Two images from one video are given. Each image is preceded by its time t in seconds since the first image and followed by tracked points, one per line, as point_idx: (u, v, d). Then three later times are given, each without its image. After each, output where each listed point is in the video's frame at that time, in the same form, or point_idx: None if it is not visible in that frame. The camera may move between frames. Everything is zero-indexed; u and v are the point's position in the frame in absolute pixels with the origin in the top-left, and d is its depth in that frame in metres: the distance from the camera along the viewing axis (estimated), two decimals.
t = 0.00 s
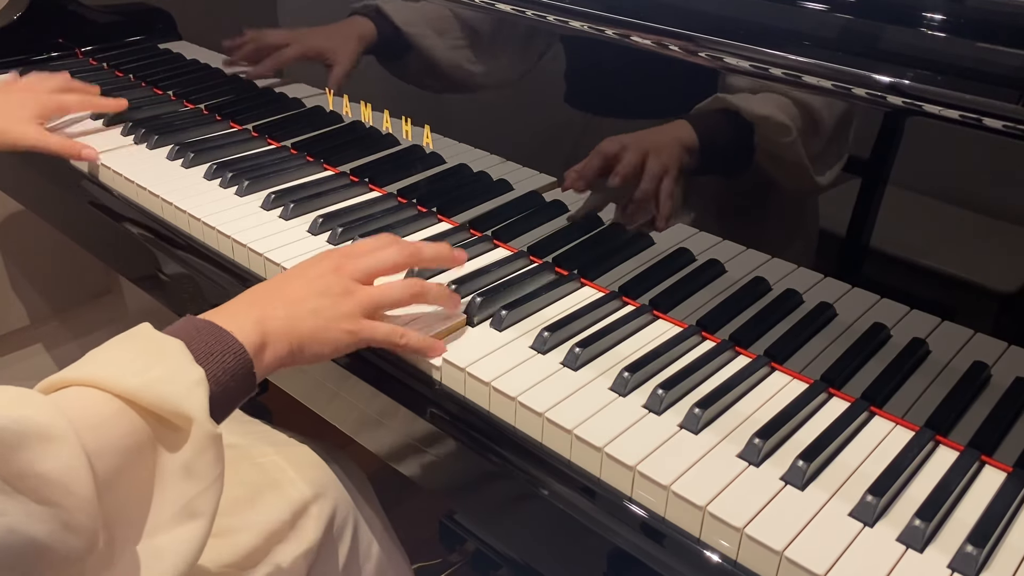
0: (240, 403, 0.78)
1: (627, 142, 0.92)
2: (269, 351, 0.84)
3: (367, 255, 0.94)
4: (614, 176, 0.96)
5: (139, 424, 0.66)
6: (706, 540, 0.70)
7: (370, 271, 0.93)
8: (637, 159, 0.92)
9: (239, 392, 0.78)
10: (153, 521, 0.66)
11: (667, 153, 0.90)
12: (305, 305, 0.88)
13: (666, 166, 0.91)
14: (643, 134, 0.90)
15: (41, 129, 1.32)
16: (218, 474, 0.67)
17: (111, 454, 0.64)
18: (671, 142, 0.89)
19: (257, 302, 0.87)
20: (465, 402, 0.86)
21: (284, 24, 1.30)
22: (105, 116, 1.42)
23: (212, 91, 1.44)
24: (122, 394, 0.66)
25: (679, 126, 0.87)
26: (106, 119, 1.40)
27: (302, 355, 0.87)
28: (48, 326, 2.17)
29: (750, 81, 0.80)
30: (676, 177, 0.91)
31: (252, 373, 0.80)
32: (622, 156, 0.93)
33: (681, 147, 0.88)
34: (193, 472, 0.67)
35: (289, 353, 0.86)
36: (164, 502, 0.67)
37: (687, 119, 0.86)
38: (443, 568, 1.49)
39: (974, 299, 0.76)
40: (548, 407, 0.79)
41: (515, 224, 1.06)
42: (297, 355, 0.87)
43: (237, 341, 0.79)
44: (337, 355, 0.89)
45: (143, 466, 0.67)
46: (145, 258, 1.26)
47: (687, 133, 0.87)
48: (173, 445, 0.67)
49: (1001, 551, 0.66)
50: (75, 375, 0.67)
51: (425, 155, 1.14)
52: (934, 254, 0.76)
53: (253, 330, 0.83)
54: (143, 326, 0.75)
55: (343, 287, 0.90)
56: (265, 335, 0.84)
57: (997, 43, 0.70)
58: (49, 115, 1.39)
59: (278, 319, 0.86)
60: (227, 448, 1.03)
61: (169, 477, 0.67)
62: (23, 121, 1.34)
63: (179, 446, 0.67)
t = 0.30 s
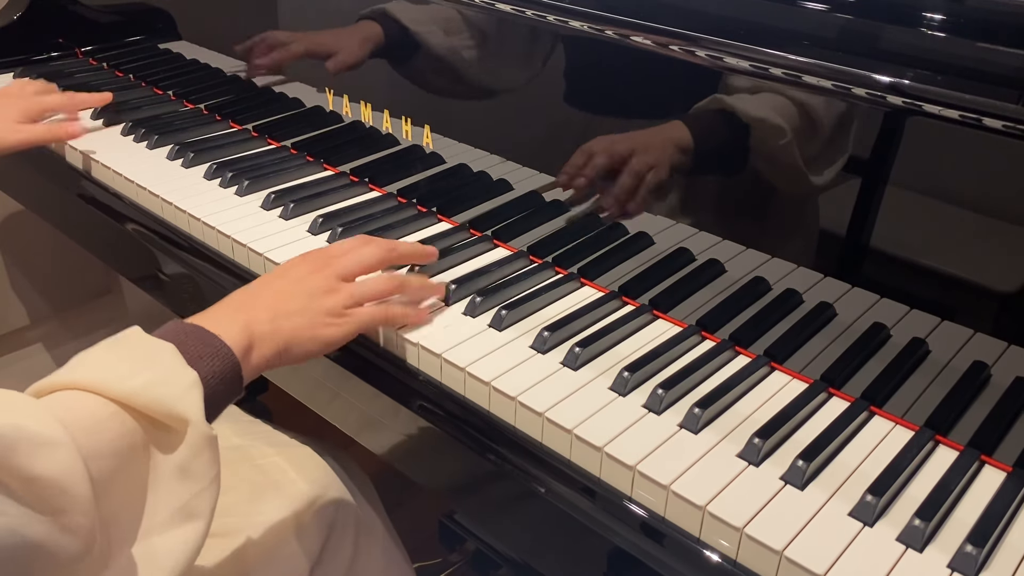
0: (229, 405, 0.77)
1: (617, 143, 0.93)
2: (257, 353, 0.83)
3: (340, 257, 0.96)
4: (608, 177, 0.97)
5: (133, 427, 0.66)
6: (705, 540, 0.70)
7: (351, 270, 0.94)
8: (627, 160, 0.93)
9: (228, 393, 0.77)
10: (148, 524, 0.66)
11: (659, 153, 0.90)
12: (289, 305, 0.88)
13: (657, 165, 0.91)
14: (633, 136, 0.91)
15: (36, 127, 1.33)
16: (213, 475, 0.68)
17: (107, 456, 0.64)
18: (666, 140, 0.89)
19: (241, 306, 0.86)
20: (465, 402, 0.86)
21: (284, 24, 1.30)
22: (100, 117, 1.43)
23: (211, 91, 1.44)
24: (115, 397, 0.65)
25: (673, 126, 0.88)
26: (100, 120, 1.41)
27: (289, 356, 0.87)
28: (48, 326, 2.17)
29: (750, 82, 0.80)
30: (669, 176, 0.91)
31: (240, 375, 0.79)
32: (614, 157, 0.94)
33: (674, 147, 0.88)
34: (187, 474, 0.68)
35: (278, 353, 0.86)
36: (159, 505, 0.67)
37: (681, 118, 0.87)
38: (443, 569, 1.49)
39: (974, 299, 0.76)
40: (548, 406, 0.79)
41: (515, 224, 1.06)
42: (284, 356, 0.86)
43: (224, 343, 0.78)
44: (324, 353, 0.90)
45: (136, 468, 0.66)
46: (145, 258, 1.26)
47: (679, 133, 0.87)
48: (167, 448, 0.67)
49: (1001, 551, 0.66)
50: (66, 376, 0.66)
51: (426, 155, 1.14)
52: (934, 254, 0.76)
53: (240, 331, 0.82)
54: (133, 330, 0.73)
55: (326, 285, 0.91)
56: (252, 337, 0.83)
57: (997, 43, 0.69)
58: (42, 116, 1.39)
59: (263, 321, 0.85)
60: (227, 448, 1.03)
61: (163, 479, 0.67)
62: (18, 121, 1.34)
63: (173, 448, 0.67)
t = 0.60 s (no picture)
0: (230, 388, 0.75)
1: (611, 133, 0.93)
2: (259, 332, 0.81)
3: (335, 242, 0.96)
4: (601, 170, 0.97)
5: (136, 412, 0.65)
6: (705, 540, 0.70)
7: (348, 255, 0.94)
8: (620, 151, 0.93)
9: (233, 373, 0.75)
10: (153, 506, 0.67)
11: (654, 143, 0.90)
12: (287, 287, 0.87)
13: (652, 156, 0.92)
14: (627, 125, 0.91)
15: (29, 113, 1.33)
16: (217, 456, 0.67)
17: (108, 443, 0.63)
18: (663, 132, 0.89)
19: (237, 289, 0.84)
20: (465, 402, 0.86)
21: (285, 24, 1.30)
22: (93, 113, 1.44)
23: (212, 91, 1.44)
24: (118, 383, 0.64)
25: (671, 118, 0.87)
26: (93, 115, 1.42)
27: (290, 338, 0.85)
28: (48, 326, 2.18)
29: (750, 82, 0.80)
30: (661, 167, 0.92)
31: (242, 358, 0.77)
32: (606, 147, 0.94)
33: (670, 138, 0.89)
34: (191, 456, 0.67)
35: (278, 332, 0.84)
36: (163, 487, 0.67)
37: (681, 111, 0.86)
38: (443, 569, 1.49)
39: (974, 299, 0.76)
40: (548, 406, 0.79)
41: (515, 223, 1.06)
42: (284, 338, 0.84)
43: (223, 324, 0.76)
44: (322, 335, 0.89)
45: (140, 455, 0.66)
46: (145, 258, 1.27)
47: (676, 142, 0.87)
48: (170, 434, 0.67)
49: (1001, 551, 0.66)
50: (64, 362, 0.65)
51: (425, 155, 1.14)
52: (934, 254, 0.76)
53: (242, 312, 0.81)
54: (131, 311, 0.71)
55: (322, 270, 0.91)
56: (254, 316, 0.81)
57: (997, 43, 0.69)
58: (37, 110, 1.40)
59: (263, 302, 0.84)
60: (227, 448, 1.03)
61: (166, 463, 0.67)
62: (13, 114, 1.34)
63: (176, 433, 0.67)
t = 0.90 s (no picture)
0: (212, 364, 0.78)
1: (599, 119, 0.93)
2: (234, 308, 0.85)
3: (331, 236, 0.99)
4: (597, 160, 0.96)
5: (119, 390, 0.67)
6: (706, 540, 0.70)
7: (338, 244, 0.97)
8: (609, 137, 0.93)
9: (215, 345, 0.78)
10: (144, 482, 0.67)
11: (641, 124, 0.89)
12: (270, 267, 0.91)
13: (642, 139, 0.90)
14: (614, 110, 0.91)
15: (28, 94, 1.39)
16: (203, 425, 0.68)
17: (96, 421, 0.65)
18: (649, 114, 0.88)
19: (222, 262, 0.89)
20: (465, 403, 0.86)
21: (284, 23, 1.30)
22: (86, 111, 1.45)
23: (212, 91, 1.44)
24: (98, 360, 0.67)
25: (659, 99, 0.87)
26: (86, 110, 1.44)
27: (267, 314, 0.89)
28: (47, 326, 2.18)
29: (750, 83, 0.80)
30: (650, 149, 0.90)
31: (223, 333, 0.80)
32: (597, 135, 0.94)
33: (658, 119, 0.88)
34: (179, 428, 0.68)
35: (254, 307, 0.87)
36: (152, 461, 0.67)
37: (671, 92, 0.86)
38: (443, 569, 1.48)
39: (974, 299, 0.76)
40: (548, 406, 0.79)
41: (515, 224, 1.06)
42: (260, 313, 0.88)
43: (201, 298, 0.80)
44: (300, 316, 0.91)
45: (129, 432, 0.68)
46: (145, 258, 1.27)
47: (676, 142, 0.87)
48: (155, 409, 0.69)
49: (1002, 551, 0.66)
50: (48, 345, 0.68)
51: (425, 155, 1.14)
52: (934, 254, 0.76)
53: (219, 286, 0.84)
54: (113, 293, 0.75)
55: (309, 255, 0.95)
56: (231, 291, 0.85)
57: (997, 43, 0.69)
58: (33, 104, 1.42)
59: (244, 277, 0.88)
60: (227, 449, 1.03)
61: (155, 439, 0.68)
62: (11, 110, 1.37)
63: (161, 408, 0.68)
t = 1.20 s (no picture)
0: (228, 362, 0.78)
1: (588, 128, 0.95)
2: (249, 312, 0.84)
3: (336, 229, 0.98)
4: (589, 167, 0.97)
5: (140, 381, 0.68)
6: (706, 540, 0.70)
7: (342, 243, 0.97)
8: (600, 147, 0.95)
9: (229, 350, 0.79)
10: (161, 472, 0.67)
11: (634, 135, 0.91)
12: (281, 269, 0.90)
13: (634, 149, 0.92)
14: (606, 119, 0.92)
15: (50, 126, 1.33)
16: (222, 416, 0.69)
17: (118, 412, 0.65)
18: (642, 125, 0.90)
19: (235, 266, 0.88)
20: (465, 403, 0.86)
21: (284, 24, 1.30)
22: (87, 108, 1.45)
23: (211, 91, 1.44)
24: (119, 353, 0.67)
25: (652, 109, 0.88)
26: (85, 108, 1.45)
27: (282, 317, 0.88)
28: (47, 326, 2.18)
29: (751, 84, 0.80)
30: (643, 158, 0.92)
31: (238, 334, 0.80)
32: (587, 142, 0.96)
33: (650, 128, 0.89)
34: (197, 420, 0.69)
35: (269, 312, 0.87)
36: (170, 453, 0.68)
37: (664, 102, 0.87)
38: (443, 568, 1.48)
39: (974, 299, 0.76)
40: (548, 407, 0.79)
41: (515, 224, 1.06)
42: (274, 317, 0.88)
43: (217, 300, 0.80)
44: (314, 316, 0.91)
45: (147, 424, 0.68)
46: (145, 258, 1.27)
47: (674, 143, 0.87)
48: (174, 400, 0.69)
49: (1002, 551, 0.66)
50: (70, 341, 0.68)
51: (425, 155, 1.14)
52: (934, 254, 0.76)
53: (232, 290, 0.84)
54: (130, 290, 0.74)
55: (318, 258, 0.94)
56: (245, 296, 0.85)
57: (997, 43, 0.69)
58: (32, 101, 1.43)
59: (257, 280, 0.87)
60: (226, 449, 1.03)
61: (173, 432, 0.68)
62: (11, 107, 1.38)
63: (180, 399, 0.69)
